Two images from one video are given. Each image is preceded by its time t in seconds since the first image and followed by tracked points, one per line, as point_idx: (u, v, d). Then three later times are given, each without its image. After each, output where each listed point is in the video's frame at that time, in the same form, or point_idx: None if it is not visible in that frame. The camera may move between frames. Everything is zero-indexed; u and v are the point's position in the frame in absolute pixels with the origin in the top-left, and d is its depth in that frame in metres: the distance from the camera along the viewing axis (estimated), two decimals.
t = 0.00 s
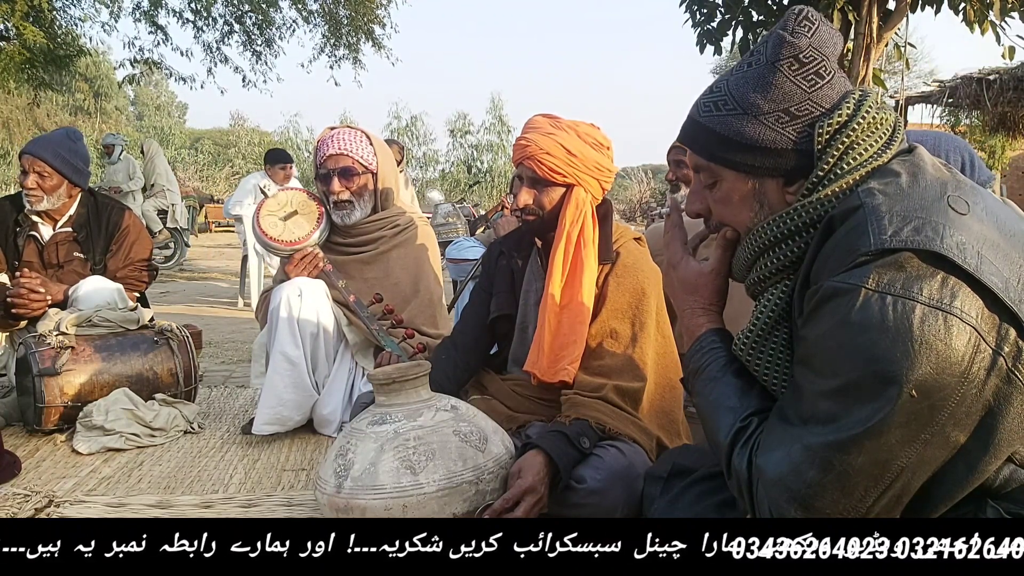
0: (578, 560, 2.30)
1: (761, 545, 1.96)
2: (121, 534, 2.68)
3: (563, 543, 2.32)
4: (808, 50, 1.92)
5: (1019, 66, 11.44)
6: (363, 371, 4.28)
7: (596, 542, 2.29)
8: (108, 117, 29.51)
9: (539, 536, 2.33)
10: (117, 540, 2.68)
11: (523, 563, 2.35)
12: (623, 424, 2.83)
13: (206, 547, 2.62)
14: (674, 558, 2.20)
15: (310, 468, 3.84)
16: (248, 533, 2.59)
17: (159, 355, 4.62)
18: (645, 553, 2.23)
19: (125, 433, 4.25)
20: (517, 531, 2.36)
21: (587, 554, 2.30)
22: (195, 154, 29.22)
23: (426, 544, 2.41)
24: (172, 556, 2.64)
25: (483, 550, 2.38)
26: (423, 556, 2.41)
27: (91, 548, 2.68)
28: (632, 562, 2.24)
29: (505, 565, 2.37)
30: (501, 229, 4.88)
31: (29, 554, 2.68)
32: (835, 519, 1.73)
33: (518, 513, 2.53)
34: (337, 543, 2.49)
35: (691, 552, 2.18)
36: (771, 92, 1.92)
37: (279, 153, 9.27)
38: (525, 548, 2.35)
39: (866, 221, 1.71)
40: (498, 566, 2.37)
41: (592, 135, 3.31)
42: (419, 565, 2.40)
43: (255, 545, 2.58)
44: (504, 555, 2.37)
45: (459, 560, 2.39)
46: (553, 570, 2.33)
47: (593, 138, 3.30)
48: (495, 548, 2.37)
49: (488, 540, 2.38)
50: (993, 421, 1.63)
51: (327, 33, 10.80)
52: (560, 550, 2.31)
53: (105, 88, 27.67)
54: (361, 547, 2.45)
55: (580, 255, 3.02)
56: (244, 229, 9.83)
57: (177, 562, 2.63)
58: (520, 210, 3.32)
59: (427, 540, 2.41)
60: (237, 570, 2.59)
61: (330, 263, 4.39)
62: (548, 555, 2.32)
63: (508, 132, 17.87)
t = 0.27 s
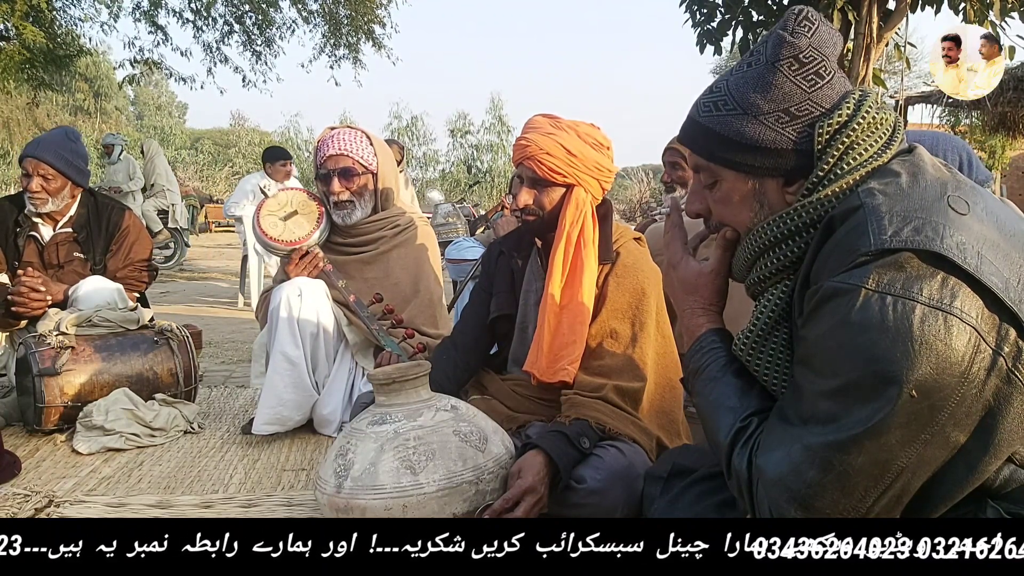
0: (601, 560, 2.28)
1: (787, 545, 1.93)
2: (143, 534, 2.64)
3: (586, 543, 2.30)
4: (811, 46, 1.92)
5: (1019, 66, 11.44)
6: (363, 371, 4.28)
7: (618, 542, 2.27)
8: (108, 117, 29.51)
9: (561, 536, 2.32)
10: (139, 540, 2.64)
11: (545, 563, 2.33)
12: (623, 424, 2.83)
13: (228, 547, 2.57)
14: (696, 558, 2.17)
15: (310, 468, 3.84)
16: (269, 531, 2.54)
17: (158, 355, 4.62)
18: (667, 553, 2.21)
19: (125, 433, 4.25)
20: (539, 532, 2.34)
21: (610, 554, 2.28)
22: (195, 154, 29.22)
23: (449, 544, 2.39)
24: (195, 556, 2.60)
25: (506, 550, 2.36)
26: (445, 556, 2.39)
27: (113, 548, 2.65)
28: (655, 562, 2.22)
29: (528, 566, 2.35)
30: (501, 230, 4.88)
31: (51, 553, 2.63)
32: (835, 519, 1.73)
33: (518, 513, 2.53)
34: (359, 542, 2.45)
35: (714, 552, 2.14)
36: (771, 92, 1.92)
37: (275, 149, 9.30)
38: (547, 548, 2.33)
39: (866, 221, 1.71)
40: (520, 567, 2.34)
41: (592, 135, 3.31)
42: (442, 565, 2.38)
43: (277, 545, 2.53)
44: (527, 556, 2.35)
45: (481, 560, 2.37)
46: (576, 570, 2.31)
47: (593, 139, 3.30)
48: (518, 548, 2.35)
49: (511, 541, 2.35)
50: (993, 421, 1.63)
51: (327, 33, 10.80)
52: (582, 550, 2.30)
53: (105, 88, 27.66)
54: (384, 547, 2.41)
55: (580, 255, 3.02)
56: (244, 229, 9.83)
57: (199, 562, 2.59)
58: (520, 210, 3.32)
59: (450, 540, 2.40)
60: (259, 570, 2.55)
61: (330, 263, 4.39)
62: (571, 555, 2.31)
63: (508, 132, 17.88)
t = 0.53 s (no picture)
0: (624, 560, 2.37)
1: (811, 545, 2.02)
2: (163, 534, 2.70)
3: (607, 543, 2.39)
4: (811, 43, 1.95)
5: (1019, 66, 11.44)
6: (363, 371, 4.28)
7: (640, 542, 2.36)
8: (108, 117, 29.47)
9: (583, 536, 2.40)
10: (160, 540, 2.70)
11: (568, 563, 2.40)
12: (623, 424, 2.83)
13: (250, 547, 2.63)
14: (718, 558, 2.22)
15: (310, 468, 3.84)
16: (293, 532, 2.62)
17: (158, 355, 4.62)
18: (689, 552, 2.25)
19: (125, 433, 4.25)
20: (562, 532, 2.40)
21: (632, 554, 2.36)
22: (195, 154, 29.21)
23: (471, 544, 2.46)
24: (217, 556, 2.66)
25: (528, 550, 2.43)
26: (468, 556, 2.45)
27: (134, 548, 2.70)
28: (678, 562, 2.27)
29: (551, 565, 2.42)
30: (501, 230, 4.88)
31: (73, 554, 2.73)
32: (835, 519, 1.73)
33: (518, 513, 2.53)
34: (381, 543, 2.49)
35: (737, 552, 2.18)
36: (772, 93, 1.92)
37: (271, 150, 9.31)
38: (570, 548, 2.41)
39: (866, 221, 1.71)
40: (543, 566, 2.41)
41: (593, 135, 3.30)
42: (466, 564, 2.45)
43: (300, 545, 2.61)
44: (549, 555, 2.41)
45: (504, 560, 2.44)
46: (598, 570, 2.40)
47: (593, 139, 3.30)
48: (540, 548, 2.42)
49: (533, 541, 2.42)
50: (993, 421, 1.63)
51: (326, 33, 10.79)
52: (604, 550, 2.39)
53: (105, 88, 27.65)
54: (406, 547, 2.47)
55: (580, 255, 3.02)
56: (244, 229, 9.82)
57: (220, 561, 2.65)
58: (520, 210, 3.32)
59: (472, 540, 2.46)
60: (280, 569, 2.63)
61: (329, 263, 4.39)
62: (593, 554, 2.40)
63: (508, 132, 17.88)
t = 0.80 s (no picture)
0: (646, 560, 2.33)
1: (833, 545, 1.97)
2: (185, 534, 2.70)
3: (629, 543, 2.35)
4: (810, 45, 1.94)
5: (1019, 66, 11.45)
6: (363, 371, 4.28)
7: (663, 542, 2.31)
8: (108, 117, 29.48)
9: (606, 536, 2.37)
10: (182, 541, 2.70)
11: (591, 563, 2.37)
12: (623, 424, 2.83)
13: (273, 547, 2.61)
14: (741, 558, 2.16)
15: (310, 468, 3.84)
16: (313, 532, 2.58)
17: (159, 355, 4.62)
18: (711, 552, 2.20)
19: (125, 433, 4.25)
20: (584, 532, 2.38)
21: (654, 554, 2.31)
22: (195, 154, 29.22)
23: (494, 544, 2.43)
24: (240, 556, 2.64)
25: (550, 550, 2.40)
26: (491, 556, 2.43)
27: (156, 548, 2.68)
28: (701, 562, 2.22)
29: (574, 565, 2.39)
30: (501, 230, 4.88)
31: (95, 554, 2.71)
32: (835, 519, 1.73)
33: (518, 513, 2.53)
34: (403, 542, 2.46)
35: (759, 552, 2.12)
36: (771, 93, 1.92)
37: (271, 150, 9.31)
38: (592, 548, 2.38)
39: (866, 221, 1.71)
40: (567, 567, 2.38)
41: (592, 135, 3.30)
42: (488, 565, 2.43)
43: (321, 545, 2.56)
44: (572, 556, 2.38)
45: (526, 560, 2.42)
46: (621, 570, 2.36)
47: (593, 139, 3.30)
48: (562, 548, 2.39)
49: (555, 541, 2.39)
50: (993, 421, 1.63)
51: (327, 33, 10.79)
52: (626, 550, 2.35)
53: (105, 88, 27.65)
54: (429, 547, 2.45)
55: (580, 255, 3.02)
56: (244, 229, 9.83)
57: (242, 562, 2.64)
58: (520, 210, 3.31)
59: (494, 540, 2.43)
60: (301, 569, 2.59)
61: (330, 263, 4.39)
62: (615, 555, 2.35)
63: (508, 132, 17.89)
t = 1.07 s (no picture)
0: (667, 561, 2.20)
1: (855, 545, 1.82)
2: (207, 534, 2.59)
3: (652, 543, 2.23)
4: (807, 52, 1.92)
5: (1019, 66, 11.45)
6: (363, 371, 4.27)
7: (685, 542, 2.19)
8: (108, 117, 29.49)
9: (628, 536, 2.24)
10: (204, 541, 2.59)
11: (613, 564, 2.25)
12: (623, 424, 2.83)
13: (295, 547, 2.48)
14: (763, 559, 2.00)
15: (310, 468, 3.84)
16: (334, 531, 2.46)
17: (159, 355, 4.62)
18: (734, 553, 2.07)
19: (125, 433, 4.25)
20: (606, 532, 2.26)
21: (676, 555, 2.20)
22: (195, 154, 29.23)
23: (516, 544, 2.33)
24: (262, 556, 2.52)
25: (572, 550, 2.28)
26: (513, 557, 2.33)
27: (179, 548, 2.60)
28: (723, 563, 2.09)
29: (596, 567, 2.27)
30: (501, 230, 4.88)
31: (116, 554, 2.62)
32: (835, 519, 1.73)
33: (518, 513, 2.53)
34: (425, 543, 2.39)
35: (783, 552, 1.95)
36: (771, 93, 1.92)
37: (272, 150, 9.31)
38: (614, 548, 2.26)
39: (866, 222, 1.71)
40: (588, 568, 2.27)
41: (592, 135, 3.30)
42: (509, 565, 2.34)
43: (343, 544, 2.44)
44: (593, 556, 2.27)
45: (548, 560, 2.30)
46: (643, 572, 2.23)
47: (593, 139, 3.30)
48: (584, 549, 2.27)
49: (577, 541, 2.28)
50: (993, 422, 1.63)
51: (327, 33, 10.80)
52: (649, 550, 2.22)
53: (105, 88, 27.66)
54: (451, 547, 2.38)
55: (580, 255, 3.02)
56: (244, 229, 9.83)
57: (264, 562, 2.52)
58: (520, 210, 3.31)
59: (517, 540, 2.33)
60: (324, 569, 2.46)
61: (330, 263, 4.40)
62: (637, 555, 2.22)
63: (508, 132, 17.89)
